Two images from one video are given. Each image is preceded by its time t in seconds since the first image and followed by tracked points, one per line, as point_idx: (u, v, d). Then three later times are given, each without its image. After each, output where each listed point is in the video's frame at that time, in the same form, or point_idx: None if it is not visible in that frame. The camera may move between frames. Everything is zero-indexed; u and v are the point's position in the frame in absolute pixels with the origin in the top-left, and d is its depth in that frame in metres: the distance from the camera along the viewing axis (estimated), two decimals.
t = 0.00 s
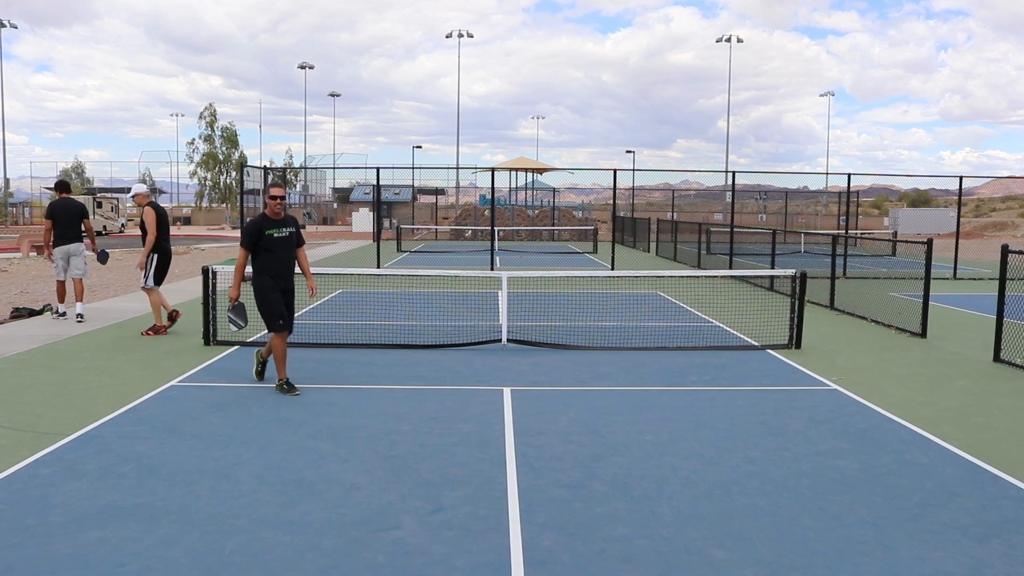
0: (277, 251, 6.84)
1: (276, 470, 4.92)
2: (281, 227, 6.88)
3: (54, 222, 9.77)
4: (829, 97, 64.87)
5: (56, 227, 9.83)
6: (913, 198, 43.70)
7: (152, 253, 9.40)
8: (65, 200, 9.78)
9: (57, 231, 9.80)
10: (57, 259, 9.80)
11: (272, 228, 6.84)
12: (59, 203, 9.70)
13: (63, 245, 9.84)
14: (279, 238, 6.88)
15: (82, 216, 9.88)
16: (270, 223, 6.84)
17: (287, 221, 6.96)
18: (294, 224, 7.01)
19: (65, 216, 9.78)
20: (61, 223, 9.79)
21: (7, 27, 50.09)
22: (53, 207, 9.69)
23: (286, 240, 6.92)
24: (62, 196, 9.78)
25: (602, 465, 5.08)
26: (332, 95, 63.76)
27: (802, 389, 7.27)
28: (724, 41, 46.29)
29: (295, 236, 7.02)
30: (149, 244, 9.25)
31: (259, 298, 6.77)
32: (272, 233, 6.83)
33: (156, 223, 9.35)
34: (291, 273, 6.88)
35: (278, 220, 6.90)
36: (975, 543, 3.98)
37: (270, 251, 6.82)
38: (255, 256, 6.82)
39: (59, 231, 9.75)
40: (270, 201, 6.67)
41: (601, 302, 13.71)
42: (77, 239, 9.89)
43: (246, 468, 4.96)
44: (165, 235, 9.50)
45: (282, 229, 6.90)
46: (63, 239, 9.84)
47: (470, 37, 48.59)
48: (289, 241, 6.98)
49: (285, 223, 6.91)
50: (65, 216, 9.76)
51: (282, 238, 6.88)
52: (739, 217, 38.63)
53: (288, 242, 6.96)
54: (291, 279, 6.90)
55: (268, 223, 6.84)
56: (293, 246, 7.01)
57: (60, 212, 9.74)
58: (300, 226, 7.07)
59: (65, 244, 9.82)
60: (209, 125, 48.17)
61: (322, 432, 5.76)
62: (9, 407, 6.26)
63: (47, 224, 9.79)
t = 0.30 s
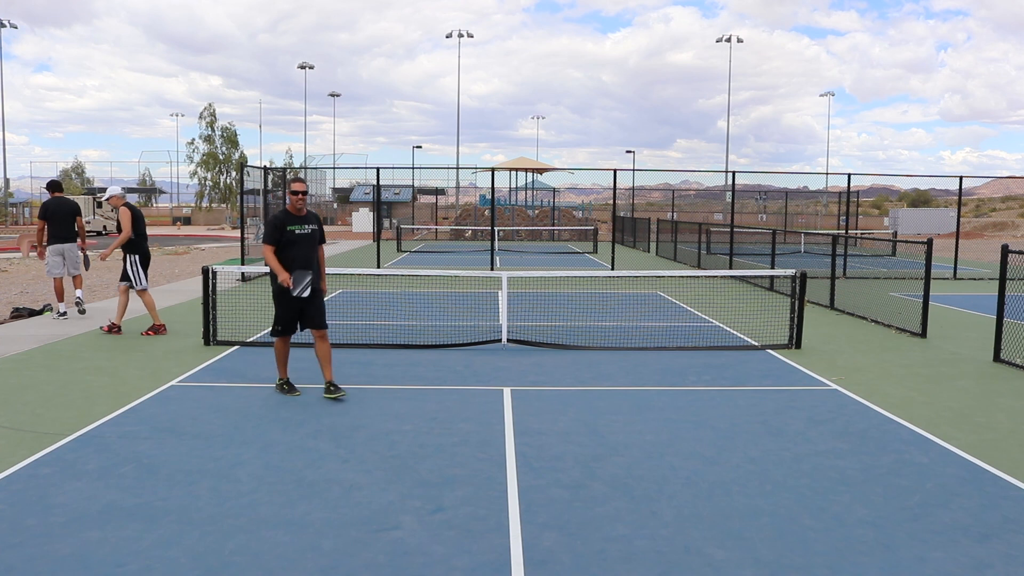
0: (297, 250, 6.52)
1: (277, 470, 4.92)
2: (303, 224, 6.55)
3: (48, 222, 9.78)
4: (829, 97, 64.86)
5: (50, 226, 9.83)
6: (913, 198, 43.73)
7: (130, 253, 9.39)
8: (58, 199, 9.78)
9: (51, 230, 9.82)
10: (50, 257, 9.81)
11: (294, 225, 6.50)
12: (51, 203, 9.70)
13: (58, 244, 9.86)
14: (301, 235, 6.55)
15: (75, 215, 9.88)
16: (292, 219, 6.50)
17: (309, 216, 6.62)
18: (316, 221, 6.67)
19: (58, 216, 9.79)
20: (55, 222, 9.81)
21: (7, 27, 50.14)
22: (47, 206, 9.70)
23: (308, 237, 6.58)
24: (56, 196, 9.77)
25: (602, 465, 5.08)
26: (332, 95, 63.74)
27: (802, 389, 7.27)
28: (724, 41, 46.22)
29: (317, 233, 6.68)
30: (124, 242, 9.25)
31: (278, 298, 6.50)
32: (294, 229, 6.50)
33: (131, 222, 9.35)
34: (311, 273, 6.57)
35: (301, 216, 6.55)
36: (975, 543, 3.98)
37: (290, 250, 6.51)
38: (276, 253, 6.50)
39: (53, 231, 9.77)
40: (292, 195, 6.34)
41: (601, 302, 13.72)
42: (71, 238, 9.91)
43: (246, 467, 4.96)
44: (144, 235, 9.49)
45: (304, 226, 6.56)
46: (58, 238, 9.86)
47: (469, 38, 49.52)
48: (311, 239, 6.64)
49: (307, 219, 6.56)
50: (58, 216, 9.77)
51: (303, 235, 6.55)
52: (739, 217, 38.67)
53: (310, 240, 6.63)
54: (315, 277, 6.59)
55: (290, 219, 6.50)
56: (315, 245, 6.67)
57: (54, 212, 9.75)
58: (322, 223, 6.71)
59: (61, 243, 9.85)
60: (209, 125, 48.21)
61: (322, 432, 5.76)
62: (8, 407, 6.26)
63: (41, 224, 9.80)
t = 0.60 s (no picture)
0: (321, 252, 6.27)
1: (277, 470, 4.92)
2: (330, 226, 6.30)
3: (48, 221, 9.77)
4: (829, 97, 64.69)
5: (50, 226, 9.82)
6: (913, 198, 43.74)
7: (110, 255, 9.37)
8: (60, 200, 9.76)
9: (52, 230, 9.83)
10: (50, 257, 9.83)
11: (320, 226, 6.27)
12: (53, 204, 9.68)
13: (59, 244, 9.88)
14: (326, 237, 6.29)
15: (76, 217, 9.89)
16: (319, 221, 6.29)
17: (338, 220, 6.36)
18: (346, 224, 6.40)
19: (60, 217, 9.78)
20: (56, 222, 9.80)
21: (7, 27, 50.16)
22: (48, 206, 9.68)
23: (334, 241, 6.31)
24: (56, 196, 9.75)
25: (602, 465, 5.09)
26: (332, 95, 63.79)
27: (802, 389, 7.27)
28: (724, 41, 46.23)
29: (346, 237, 6.40)
30: (108, 243, 9.25)
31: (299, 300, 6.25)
32: (319, 231, 6.26)
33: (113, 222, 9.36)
34: (334, 277, 6.25)
35: (329, 219, 6.32)
36: (975, 543, 3.98)
37: (314, 251, 6.27)
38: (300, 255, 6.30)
39: (54, 231, 9.77)
40: (320, 195, 6.10)
41: (601, 302, 13.73)
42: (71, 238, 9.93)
43: (247, 468, 4.96)
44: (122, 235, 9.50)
45: (331, 229, 6.31)
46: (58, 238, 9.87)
47: (470, 37, 49.21)
48: (338, 244, 6.36)
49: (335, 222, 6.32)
50: (59, 217, 9.76)
51: (329, 238, 6.29)
52: (739, 217, 38.69)
53: (337, 244, 6.35)
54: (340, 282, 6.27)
55: (317, 220, 6.28)
56: (343, 250, 6.38)
57: (55, 212, 9.74)
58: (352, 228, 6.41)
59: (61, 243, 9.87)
60: (209, 125, 48.24)
61: (322, 432, 5.76)
62: (9, 407, 6.26)
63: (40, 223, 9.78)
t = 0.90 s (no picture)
0: (343, 256, 6.00)
1: (277, 470, 4.92)
2: (351, 227, 6.03)
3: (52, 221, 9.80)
4: (829, 97, 64.65)
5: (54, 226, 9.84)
6: (913, 198, 43.78)
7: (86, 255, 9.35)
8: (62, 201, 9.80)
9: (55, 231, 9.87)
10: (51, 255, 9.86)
11: (340, 228, 6.00)
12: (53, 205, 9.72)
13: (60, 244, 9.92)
14: (347, 240, 6.03)
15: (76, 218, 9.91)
16: (339, 223, 6.01)
17: (360, 221, 6.11)
18: (368, 225, 6.14)
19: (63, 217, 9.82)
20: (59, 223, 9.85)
21: (7, 27, 50.20)
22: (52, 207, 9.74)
23: (356, 243, 6.05)
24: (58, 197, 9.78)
25: (602, 465, 5.08)
26: (332, 95, 63.82)
27: (802, 389, 7.27)
28: (724, 41, 46.23)
29: (368, 239, 6.13)
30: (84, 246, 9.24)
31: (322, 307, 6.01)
32: (341, 233, 6.00)
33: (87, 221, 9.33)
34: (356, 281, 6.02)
35: (349, 220, 6.05)
36: (975, 543, 3.98)
37: (335, 255, 6.01)
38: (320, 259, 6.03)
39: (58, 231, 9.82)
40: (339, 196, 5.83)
41: (601, 302, 13.73)
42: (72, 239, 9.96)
43: (247, 468, 4.96)
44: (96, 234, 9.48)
45: (351, 231, 6.04)
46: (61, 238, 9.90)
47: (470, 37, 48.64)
48: (360, 246, 6.09)
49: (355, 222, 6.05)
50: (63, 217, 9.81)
51: (349, 239, 6.03)
52: (739, 217, 38.72)
53: (359, 246, 6.08)
54: (357, 286, 6.05)
55: (338, 221, 6.02)
56: (365, 252, 6.12)
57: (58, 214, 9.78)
58: (374, 229, 6.14)
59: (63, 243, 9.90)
60: (209, 125, 48.29)
61: (322, 432, 5.76)
62: (9, 407, 6.26)
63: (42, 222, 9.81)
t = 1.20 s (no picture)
0: (360, 259, 5.65)
1: (276, 470, 4.92)
2: (368, 228, 5.69)
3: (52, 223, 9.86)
4: (829, 96, 64.61)
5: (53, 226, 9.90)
6: (913, 198, 43.79)
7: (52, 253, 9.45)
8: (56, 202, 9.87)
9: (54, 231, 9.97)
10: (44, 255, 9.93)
11: (356, 230, 5.65)
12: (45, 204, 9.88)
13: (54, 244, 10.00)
14: (364, 242, 5.68)
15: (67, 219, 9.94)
16: (354, 225, 5.66)
17: (375, 220, 5.76)
18: (384, 225, 5.79)
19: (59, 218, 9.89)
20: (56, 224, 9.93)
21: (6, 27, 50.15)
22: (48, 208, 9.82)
23: (373, 244, 5.70)
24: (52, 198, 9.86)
25: (602, 465, 5.09)
26: (332, 95, 63.81)
27: (802, 389, 7.27)
28: (724, 41, 46.20)
29: (385, 240, 5.78)
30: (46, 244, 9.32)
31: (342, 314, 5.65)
32: (357, 234, 5.64)
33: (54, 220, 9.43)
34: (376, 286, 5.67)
35: (365, 221, 5.70)
36: (975, 543, 3.98)
37: (352, 258, 5.65)
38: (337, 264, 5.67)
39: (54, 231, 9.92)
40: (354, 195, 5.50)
41: (601, 302, 13.74)
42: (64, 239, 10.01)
43: (247, 468, 4.96)
44: (67, 236, 9.58)
45: (368, 232, 5.69)
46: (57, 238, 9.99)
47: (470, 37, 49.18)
48: (377, 248, 5.74)
49: (372, 222, 5.70)
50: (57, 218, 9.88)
51: (366, 241, 5.68)
52: (739, 217, 38.72)
53: (376, 248, 5.74)
54: (377, 289, 5.69)
55: (353, 222, 5.66)
56: (383, 254, 5.77)
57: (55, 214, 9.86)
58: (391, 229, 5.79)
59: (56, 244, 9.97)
60: (209, 125, 48.30)
61: (322, 432, 5.76)
62: (9, 407, 6.26)
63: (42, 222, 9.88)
